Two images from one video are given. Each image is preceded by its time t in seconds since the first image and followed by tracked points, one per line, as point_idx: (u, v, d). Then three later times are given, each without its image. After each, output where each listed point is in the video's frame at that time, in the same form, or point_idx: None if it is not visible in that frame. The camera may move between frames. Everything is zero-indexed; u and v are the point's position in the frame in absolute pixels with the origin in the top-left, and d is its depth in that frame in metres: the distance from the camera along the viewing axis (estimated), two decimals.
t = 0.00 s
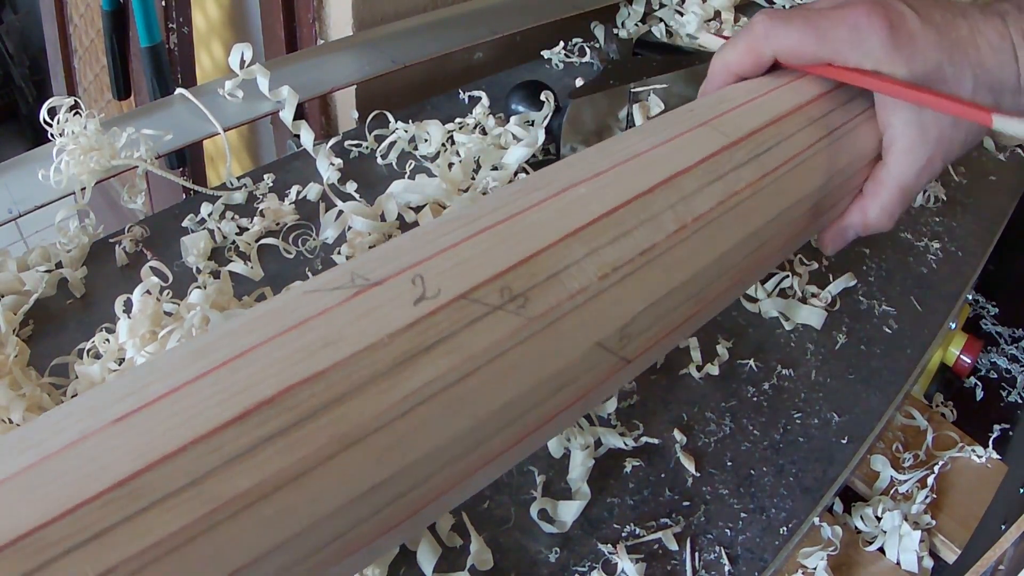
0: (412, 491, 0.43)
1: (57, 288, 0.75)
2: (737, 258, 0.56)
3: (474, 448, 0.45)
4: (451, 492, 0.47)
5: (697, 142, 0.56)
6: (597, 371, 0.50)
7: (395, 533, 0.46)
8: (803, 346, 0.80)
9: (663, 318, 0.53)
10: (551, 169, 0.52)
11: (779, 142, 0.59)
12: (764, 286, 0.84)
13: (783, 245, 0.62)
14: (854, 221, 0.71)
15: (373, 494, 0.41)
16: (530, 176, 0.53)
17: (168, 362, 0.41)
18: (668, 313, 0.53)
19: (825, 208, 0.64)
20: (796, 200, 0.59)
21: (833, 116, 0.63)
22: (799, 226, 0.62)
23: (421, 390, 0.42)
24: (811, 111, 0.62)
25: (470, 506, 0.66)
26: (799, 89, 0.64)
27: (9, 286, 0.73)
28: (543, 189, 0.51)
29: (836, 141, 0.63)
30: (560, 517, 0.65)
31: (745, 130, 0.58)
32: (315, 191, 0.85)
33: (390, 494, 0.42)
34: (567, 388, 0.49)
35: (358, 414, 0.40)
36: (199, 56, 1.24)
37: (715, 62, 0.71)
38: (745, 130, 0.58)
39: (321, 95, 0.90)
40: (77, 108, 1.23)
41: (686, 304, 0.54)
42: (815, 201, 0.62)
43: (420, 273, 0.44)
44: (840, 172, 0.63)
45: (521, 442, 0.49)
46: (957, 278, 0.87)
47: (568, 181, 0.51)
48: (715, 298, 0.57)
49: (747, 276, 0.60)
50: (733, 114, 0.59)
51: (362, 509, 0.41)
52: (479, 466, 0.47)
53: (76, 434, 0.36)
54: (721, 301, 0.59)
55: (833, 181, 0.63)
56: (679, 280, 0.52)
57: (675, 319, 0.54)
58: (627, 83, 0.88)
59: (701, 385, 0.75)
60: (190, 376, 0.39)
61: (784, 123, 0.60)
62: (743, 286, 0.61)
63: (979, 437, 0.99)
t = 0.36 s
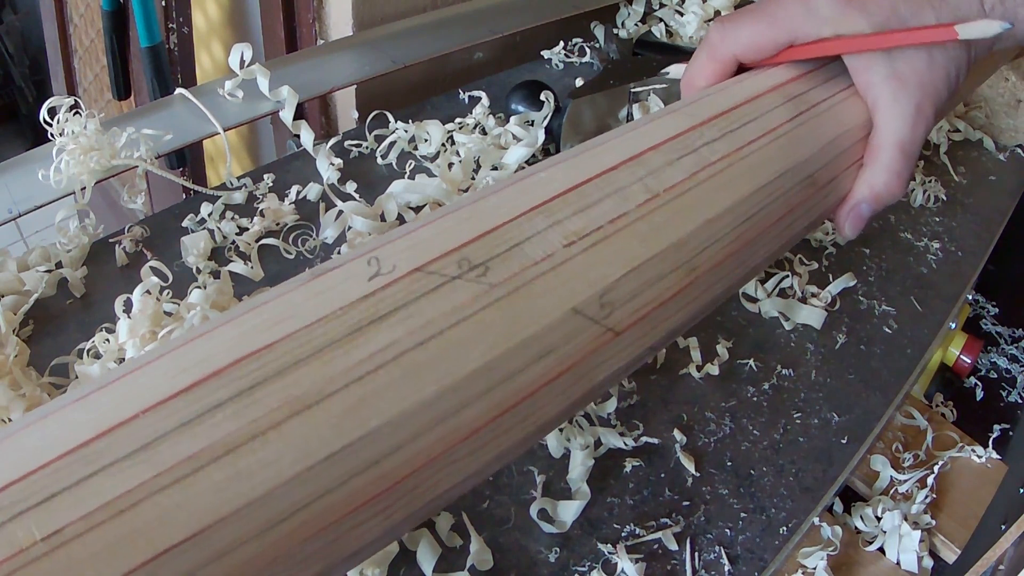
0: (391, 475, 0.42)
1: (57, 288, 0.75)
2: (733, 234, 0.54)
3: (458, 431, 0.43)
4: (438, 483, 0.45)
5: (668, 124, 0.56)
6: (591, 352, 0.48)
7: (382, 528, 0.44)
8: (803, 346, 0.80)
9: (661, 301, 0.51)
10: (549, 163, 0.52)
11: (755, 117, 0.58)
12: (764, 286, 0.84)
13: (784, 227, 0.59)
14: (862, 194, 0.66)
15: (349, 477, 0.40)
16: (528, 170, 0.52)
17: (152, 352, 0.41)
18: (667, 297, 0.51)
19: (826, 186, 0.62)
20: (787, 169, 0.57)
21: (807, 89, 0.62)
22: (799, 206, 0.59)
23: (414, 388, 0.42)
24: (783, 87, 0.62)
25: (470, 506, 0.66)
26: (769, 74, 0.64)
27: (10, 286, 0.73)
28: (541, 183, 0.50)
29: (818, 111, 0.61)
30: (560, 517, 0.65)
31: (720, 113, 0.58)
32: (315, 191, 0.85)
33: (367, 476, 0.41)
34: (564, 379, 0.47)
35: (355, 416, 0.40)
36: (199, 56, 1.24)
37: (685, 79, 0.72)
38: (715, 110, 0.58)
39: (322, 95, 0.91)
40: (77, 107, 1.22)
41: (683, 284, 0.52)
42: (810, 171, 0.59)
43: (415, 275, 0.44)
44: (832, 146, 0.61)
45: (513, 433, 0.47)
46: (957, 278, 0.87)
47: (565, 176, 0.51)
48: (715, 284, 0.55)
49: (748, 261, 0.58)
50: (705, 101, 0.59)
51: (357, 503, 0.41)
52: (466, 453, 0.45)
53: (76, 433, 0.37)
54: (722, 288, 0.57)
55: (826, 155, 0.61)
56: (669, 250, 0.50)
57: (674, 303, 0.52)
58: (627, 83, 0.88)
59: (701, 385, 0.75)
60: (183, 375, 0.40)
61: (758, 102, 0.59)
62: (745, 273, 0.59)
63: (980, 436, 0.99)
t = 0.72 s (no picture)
0: (382, 464, 0.38)
1: (57, 288, 0.75)
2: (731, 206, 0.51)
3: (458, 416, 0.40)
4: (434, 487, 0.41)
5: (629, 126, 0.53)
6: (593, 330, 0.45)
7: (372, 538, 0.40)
8: (803, 346, 0.80)
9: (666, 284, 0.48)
10: (555, 155, 0.50)
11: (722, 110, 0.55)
12: (764, 286, 0.84)
13: (782, 217, 0.55)
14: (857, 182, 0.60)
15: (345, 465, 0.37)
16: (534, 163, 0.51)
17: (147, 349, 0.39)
18: (671, 280, 0.48)
19: (812, 175, 0.57)
20: (757, 153, 0.53)
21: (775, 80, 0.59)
22: (789, 196, 0.55)
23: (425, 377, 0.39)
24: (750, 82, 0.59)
25: (470, 506, 0.66)
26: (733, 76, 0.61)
27: (9, 286, 0.73)
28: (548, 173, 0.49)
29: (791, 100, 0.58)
30: (560, 517, 0.65)
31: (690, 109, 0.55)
32: (315, 191, 0.85)
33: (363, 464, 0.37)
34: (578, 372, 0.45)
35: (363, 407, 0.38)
36: (199, 56, 1.24)
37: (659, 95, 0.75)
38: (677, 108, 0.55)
39: (322, 95, 0.91)
40: (77, 108, 1.23)
41: (687, 260, 0.49)
42: (785, 156, 0.54)
43: (421, 261, 0.42)
44: (807, 133, 0.57)
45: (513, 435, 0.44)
46: (957, 277, 0.87)
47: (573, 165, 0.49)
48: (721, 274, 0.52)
49: (756, 251, 0.54)
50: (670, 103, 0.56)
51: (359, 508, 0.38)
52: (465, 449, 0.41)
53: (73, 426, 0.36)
54: (729, 281, 0.53)
55: (803, 141, 0.56)
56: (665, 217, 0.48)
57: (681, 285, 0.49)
58: (627, 83, 0.89)
59: (701, 384, 0.75)
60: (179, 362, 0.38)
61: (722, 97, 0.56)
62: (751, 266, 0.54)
63: (979, 436, 0.99)
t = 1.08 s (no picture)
0: (361, 456, 0.39)
1: (57, 288, 0.75)
2: (717, 201, 0.51)
3: (441, 406, 0.40)
4: (419, 483, 0.41)
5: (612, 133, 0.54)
6: (578, 324, 0.45)
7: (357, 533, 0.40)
8: (803, 346, 0.80)
9: (657, 282, 0.48)
10: (545, 158, 0.51)
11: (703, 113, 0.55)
12: (764, 286, 0.84)
13: (776, 210, 0.54)
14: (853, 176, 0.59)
15: (329, 454, 0.38)
16: (526, 165, 0.52)
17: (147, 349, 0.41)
18: (661, 277, 0.48)
19: (803, 167, 0.56)
20: (742, 147, 0.53)
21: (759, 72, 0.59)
22: (781, 189, 0.54)
23: (419, 375, 0.40)
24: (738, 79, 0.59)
25: (470, 506, 0.66)
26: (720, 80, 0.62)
27: (9, 286, 0.73)
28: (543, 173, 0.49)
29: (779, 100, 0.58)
30: (560, 517, 0.65)
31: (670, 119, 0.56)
32: (315, 191, 0.85)
33: (345, 455, 0.38)
34: (568, 369, 0.45)
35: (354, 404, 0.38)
36: (200, 56, 1.24)
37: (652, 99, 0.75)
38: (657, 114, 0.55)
39: (322, 95, 0.91)
40: (77, 108, 1.22)
41: (674, 257, 0.49)
42: (772, 148, 0.54)
43: (395, 261, 0.44)
44: (794, 126, 0.57)
45: (499, 433, 0.44)
46: (957, 277, 0.87)
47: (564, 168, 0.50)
48: (712, 271, 0.52)
49: (750, 245, 0.54)
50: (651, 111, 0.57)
51: (348, 502, 0.38)
52: (450, 444, 0.41)
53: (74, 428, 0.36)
54: (723, 278, 0.53)
55: (790, 134, 0.56)
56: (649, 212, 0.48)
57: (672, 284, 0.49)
58: (627, 83, 0.89)
59: (701, 384, 0.75)
60: (183, 364, 0.39)
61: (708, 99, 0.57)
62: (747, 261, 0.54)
63: (980, 437, 0.99)
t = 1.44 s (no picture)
0: (361, 456, 0.38)
1: (57, 288, 0.75)
2: (717, 201, 0.51)
3: (442, 406, 0.40)
4: (419, 483, 0.41)
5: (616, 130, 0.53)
6: (578, 325, 0.45)
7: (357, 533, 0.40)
8: (803, 346, 0.80)
9: (657, 282, 0.48)
10: (545, 157, 0.52)
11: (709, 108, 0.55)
12: (764, 286, 0.84)
13: (778, 209, 0.54)
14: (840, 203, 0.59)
15: (330, 454, 0.38)
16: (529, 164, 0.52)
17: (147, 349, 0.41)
18: (661, 276, 0.48)
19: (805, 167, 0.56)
20: (742, 147, 0.53)
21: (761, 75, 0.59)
22: (783, 189, 0.54)
23: (420, 375, 0.40)
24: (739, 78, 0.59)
25: (470, 506, 0.66)
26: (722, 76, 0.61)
27: (9, 286, 0.73)
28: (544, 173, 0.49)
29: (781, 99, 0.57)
30: (560, 517, 0.65)
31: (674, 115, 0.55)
32: (315, 191, 0.85)
33: (345, 455, 0.38)
34: (568, 369, 0.45)
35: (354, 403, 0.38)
36: (200, 56, 1.24)
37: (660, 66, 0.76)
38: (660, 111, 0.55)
39: (322, 95, 0.91)
40: (77, 108, 1.23)
41: (675, 257, 0.49)
42: (773, 148, 0.54)
43: (395, 261, 0.44)
44: (796, 124, 0.57)
45: (500, 433, 0.44)
46: (957, 277, 0.87)
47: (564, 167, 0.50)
48: (713, 270, 0.51)
49: (751, 245, 0.53)
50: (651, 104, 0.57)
51: (348, 502, 0.38)
52: (450, 444, 0.41)
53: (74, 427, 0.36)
54: (724, 277, 0.53)
55: (791, 134, 0.56)
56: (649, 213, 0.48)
57: (673, 284, 0.49)
58: (627, 83, 0.89)
59: (701, 384, 0.75)
60: (184, 363, 0.39)
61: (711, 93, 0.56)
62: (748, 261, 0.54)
63: (980, 437, 0.99)
